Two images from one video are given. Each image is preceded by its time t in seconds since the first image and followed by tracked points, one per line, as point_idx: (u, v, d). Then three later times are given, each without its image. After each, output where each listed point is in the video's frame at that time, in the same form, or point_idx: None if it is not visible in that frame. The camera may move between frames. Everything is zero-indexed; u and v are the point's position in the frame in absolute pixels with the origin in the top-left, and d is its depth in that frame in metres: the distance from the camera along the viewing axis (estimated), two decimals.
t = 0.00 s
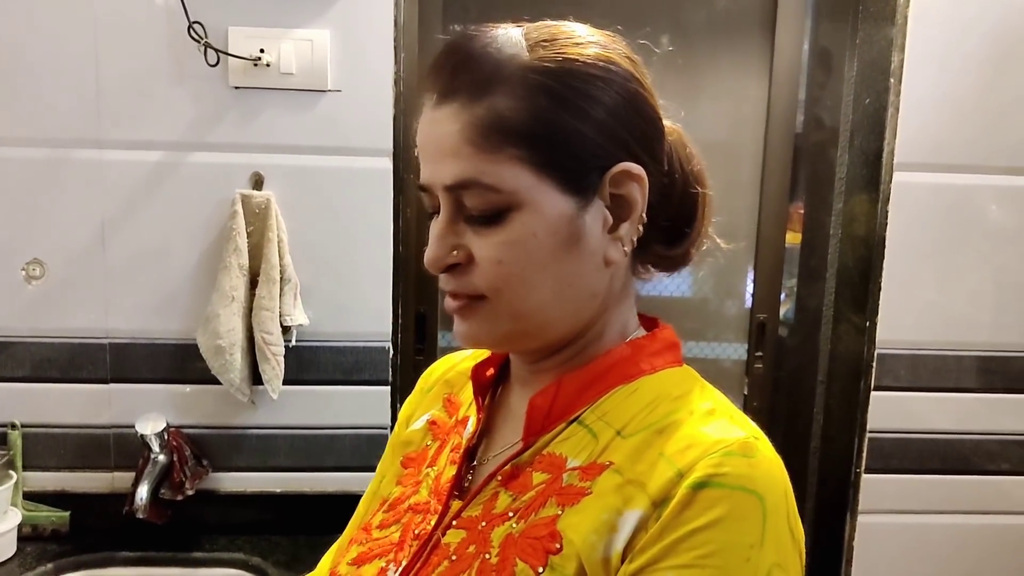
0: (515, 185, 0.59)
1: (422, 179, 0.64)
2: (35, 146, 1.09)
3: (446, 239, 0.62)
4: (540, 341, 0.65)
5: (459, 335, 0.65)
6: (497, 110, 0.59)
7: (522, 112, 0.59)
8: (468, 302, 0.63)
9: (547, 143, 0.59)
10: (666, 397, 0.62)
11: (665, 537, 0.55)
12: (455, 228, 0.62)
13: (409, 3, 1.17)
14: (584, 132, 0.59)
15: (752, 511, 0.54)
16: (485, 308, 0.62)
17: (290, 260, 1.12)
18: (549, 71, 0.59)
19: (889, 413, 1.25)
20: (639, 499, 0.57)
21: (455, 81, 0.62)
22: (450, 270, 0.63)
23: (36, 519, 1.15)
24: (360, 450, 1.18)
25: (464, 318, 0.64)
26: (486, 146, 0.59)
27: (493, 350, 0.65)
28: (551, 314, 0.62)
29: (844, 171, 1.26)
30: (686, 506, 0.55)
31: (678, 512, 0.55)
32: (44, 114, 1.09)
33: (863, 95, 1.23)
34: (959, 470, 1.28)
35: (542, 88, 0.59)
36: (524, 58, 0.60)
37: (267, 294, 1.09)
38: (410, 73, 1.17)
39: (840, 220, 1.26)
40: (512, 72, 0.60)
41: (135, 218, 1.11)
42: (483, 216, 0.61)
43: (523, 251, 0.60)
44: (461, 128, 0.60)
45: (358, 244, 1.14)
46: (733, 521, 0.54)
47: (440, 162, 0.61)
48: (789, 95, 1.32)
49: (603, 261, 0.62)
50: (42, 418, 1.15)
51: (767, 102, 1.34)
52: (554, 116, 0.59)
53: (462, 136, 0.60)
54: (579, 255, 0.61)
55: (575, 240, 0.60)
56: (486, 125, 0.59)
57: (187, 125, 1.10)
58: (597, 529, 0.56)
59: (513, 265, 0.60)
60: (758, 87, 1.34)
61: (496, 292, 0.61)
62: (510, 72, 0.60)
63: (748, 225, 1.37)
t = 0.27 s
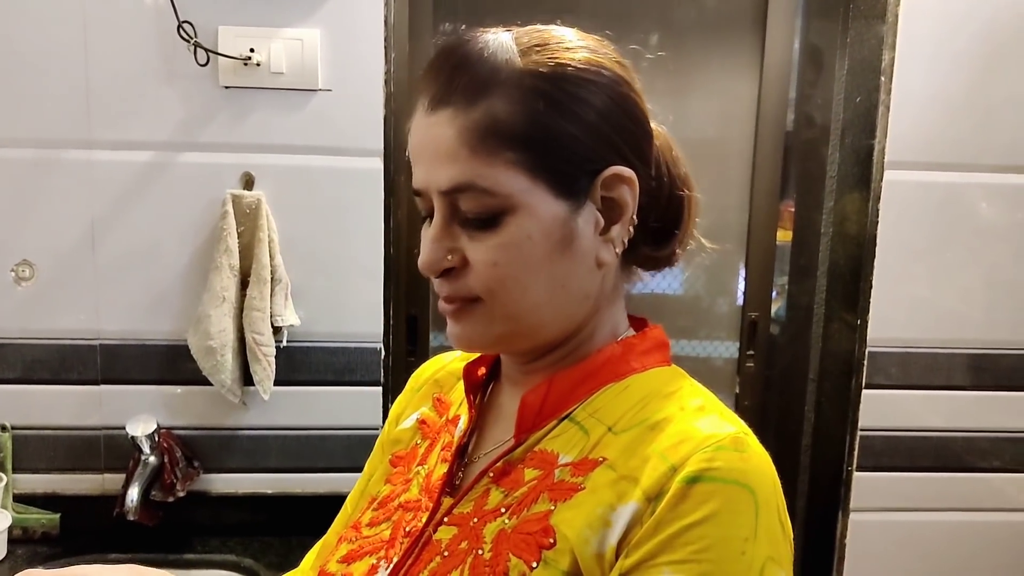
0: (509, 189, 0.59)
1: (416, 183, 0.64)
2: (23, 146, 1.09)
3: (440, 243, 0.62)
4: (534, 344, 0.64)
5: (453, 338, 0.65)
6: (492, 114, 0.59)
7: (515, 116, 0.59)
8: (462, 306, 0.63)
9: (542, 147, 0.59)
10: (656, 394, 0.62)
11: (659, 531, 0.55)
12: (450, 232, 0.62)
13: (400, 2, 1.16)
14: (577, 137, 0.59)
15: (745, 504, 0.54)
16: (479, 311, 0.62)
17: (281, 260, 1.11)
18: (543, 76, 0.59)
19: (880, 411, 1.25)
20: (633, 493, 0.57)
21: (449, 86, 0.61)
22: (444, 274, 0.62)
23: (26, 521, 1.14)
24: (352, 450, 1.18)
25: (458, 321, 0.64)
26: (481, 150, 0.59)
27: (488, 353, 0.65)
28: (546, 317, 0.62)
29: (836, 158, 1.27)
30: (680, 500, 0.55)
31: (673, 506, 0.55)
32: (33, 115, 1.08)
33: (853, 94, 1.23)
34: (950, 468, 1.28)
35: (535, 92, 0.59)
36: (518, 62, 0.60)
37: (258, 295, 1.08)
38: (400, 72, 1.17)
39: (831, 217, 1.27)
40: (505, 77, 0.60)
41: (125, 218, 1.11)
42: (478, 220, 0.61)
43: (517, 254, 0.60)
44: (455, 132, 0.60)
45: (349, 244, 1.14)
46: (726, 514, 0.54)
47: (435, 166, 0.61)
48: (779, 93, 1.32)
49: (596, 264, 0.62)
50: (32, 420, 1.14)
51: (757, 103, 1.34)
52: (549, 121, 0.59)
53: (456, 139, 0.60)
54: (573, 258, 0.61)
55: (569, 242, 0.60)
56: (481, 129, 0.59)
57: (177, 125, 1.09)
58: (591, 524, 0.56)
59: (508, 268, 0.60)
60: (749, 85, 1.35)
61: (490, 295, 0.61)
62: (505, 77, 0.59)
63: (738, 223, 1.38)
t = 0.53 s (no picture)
0: (494, 192, 0.59)
1: (400, 181, 0.64)
2: (12, 151, 1.08)
3: (424, 243, 0.61)
4: (516, 348, 0.64)
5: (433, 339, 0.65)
6: (479, 115, 0.59)
7: (502, 119, 0.59)
8: (444, 306, 0.62)
9: (528, 152, 0.59)
10: (642, 400, 0.62)
11: (646, 537, 0.55)
12: (433, 233, 0.62)
13: (390, 5, 1.16)
14: (564, 144, 0.59)
15: (731, 510, 0.54)
16: (461, 313, 0.62)
17: (272, 264, 1.11)
18: (533, 81, 0.59)
19: (872, 412, 1.26)
20: (619, 500, 0.57)
21: (439, 84, 0.61)
22: (426, 274, 0.62)
23: (17, 527, 1.14)
24: (344, 454, 1.17)
25: (438, 322, 0.63)
26: (467, 151, 0.59)
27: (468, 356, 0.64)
28: (528, 322, 0.62)
29: (826, 159, 1.26)
30: (667, 507, 0.55)
31: (659, 512, 0.55)
32: (20, 119, 1.08)
33: (844, 95, 1.23)
34: (941, 468, 1.28)
35: (523, 96, 0.59)
36: (509, 65, 0.60)
37: (248, 299, 1.08)
38: (390, 75, 1.17)
39: (823, 219, 1.27)
40: (495, 78, 0.59)
41: (115, 222, 1.10)
42: (462, 221, 0.60)
43: (501, 257, 0.59)
44: (443, 132, 0.59)
45: (340, 248, 1.14)
46: (712, 520, 0.54)
47: (422, 165, 0.61)
48: (769, 95, 1.34)
49: (579, 270, 0.62)
50: (22, 425, 1.14)
51: (748, 102, 1.36)
52: (536, 126, 0.59)
53: (443, 140, 0.59)
54: (556, 263, 0.61)
55: (553, 248, 0.60)
56: (469, 130, 0.59)
57: (166, 129, 1.09)
58: (577, 531, 0.56)
59: (491, 272, 0.60)
60: (740, 86, 1.36)
61: (472, 298, 0.61)
62: (495, 80, 0.59)
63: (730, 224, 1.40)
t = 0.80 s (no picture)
0: (537, 169, 0.61)
1: (431, 150, 0.64)
2: (5, 154, 1.08)
3: (458, 213, 0.61)
4: (531, 335, 0.64)
5: (446, 318, 0.64)
6: (529, 92, 0.61)
7: (551, 100, 0.61)
8: (471, 281, 0.62)
9: (569, 139, 0.62)
10: (632, 403, 0.62)
11: (644, 545, 0.55)
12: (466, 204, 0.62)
13: (385, 6, 1.16)
14: (597, 138, 0.63)
15: (727, 514, 0.54)
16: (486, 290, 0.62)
17: (267, 267, 1.11)
18: (579, 72, 0.62)
19: (868, 413, 1.26)
20: (615, 507, 0.57)
21: (488, 55, 0.62)
22: (454, 245, 0.61)
23: (11, 532, 1.13)
24: (340, 457, 1.17)
25: (457, 299, 0.63)
26: (517, 125, 0.61)
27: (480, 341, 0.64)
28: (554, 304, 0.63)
29: (822, 159, 1.26)
30: (663, 513, 0.55)
31: (656, 519, 0.55)
32: (15, 122, 1.07)
33: (840, 96, 1.24)
34: (938, 469, 1.29)
35: (571, 83, 0.62)
36: (559, 53, 0.63)
37: (243, 302, 1.08)
38: (385, 76, 1.17)
39: (818, 221, 1.27)
40: (546, 62, 0.62)
41: (109, 225, 1.10)
42: (501, 195, 0.61)
43: (538, 234, 0.61)
44: (495, 101, 0.61)
45: (336, 251, 1.13)
46: (709, 525, 0.54)
47: (465, 135, 0.62)
48: (764, 92, 1.32)
49: (599, 260, 0.65)
50: (16, 430, 1.13)
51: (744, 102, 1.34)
52: (578, 116, 0.62)
53: (495, 110, 0.61)
54: (585, 248, 0.63)
55: (583, 232, 0.63)
56: (518, 106, 0.61)
57: (160, 132, 1.09)
58: (574, 540, 0.56)
59: (527, 247, 0.61)
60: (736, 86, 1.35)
61: (503, 273, 0.61)
62: (544, 64, 0.62)
63: (726, 224, 1.38)
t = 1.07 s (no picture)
0: (570, 156, 0.64)
1: (468, 120, 0.65)
2: None
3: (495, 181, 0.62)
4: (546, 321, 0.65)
5: (466, 285, 0.63)
6: (569, 83, 0.65)
7: (586, 96, 0.66)
8: (501, 251, 0.62)
9: (595, 141, 0.66)
10: (625, 410, 0.63)
11: (655, 552, 0.56)
12: (499, 177, 0.63)
13: (380, 11, 1.16)
14: (613, 148, 0.68)
15: (733, 516, 0.56)
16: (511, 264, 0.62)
17: (262, 271, 1.11)
18: (611, 84, 0.68)
19: (862, 415, 1.26)
20: (621, 516, 0.57)
21: (537, 43, 0.66)
22: (489, 212, 0.62)
23: (5, 537, 1.13)
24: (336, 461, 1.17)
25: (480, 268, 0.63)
26: (558, 109, 0.64)
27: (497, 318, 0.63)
28: (573, 288, 0.65)
29: (816, 162, 1.26)
30: (673, 520, 0.56)
31: (665, 526, 0.56)
32: (10, 127, 1.07)
33: (833, 100, 1.23)
34: (933, 471, 1.29)
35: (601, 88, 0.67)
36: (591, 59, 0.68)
37: (239, 306, 1.08)
38: (380, 81, 1.17)
39: (813, 223, 1.27)
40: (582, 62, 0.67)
41: (103, 230, 1.10)
42: (536, 174, 0.64)
43: (569, 215, 0.63)
44: (543, 82, 0.64)
45: (331, 255, 1.13)
46: (718, 528, 0.55)
47: (508, 109, 0.64)
48: (758, 96, 1.31)
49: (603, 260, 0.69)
50: (11, 435, 1.13)
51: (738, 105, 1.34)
52: (604, 122, 0.67)
53: (543, 89, 0.64)
54: (598, 243, 0.67)
55: (598, 227, 0.66)
56: (561, 96, 0.64)
57: (155, 137, 1.09)
58: (583, 552, 0.56)
59: (559, 227, 0.63)
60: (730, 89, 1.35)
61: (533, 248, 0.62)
62: (584, 66, 0.67)
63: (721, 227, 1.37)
